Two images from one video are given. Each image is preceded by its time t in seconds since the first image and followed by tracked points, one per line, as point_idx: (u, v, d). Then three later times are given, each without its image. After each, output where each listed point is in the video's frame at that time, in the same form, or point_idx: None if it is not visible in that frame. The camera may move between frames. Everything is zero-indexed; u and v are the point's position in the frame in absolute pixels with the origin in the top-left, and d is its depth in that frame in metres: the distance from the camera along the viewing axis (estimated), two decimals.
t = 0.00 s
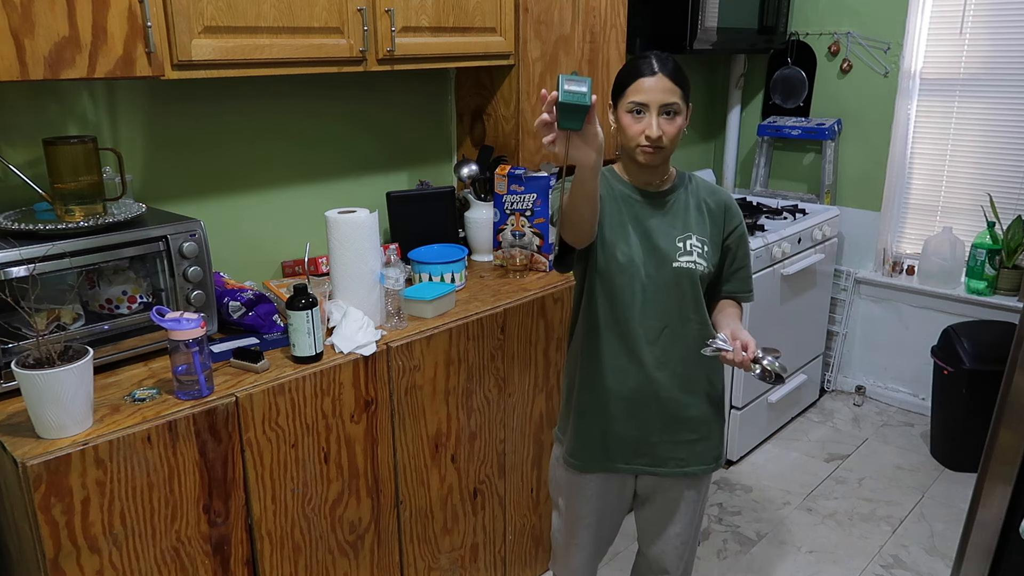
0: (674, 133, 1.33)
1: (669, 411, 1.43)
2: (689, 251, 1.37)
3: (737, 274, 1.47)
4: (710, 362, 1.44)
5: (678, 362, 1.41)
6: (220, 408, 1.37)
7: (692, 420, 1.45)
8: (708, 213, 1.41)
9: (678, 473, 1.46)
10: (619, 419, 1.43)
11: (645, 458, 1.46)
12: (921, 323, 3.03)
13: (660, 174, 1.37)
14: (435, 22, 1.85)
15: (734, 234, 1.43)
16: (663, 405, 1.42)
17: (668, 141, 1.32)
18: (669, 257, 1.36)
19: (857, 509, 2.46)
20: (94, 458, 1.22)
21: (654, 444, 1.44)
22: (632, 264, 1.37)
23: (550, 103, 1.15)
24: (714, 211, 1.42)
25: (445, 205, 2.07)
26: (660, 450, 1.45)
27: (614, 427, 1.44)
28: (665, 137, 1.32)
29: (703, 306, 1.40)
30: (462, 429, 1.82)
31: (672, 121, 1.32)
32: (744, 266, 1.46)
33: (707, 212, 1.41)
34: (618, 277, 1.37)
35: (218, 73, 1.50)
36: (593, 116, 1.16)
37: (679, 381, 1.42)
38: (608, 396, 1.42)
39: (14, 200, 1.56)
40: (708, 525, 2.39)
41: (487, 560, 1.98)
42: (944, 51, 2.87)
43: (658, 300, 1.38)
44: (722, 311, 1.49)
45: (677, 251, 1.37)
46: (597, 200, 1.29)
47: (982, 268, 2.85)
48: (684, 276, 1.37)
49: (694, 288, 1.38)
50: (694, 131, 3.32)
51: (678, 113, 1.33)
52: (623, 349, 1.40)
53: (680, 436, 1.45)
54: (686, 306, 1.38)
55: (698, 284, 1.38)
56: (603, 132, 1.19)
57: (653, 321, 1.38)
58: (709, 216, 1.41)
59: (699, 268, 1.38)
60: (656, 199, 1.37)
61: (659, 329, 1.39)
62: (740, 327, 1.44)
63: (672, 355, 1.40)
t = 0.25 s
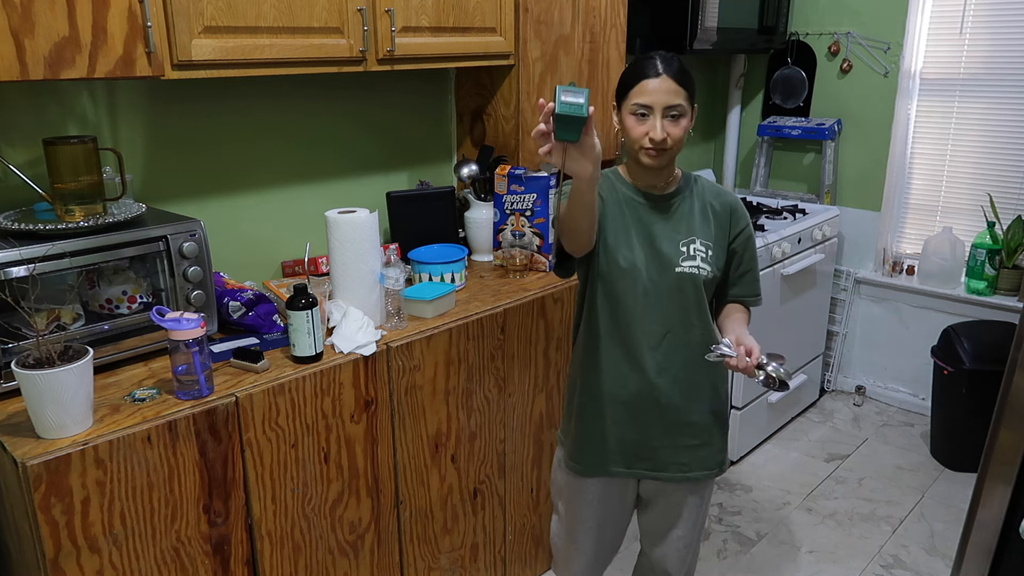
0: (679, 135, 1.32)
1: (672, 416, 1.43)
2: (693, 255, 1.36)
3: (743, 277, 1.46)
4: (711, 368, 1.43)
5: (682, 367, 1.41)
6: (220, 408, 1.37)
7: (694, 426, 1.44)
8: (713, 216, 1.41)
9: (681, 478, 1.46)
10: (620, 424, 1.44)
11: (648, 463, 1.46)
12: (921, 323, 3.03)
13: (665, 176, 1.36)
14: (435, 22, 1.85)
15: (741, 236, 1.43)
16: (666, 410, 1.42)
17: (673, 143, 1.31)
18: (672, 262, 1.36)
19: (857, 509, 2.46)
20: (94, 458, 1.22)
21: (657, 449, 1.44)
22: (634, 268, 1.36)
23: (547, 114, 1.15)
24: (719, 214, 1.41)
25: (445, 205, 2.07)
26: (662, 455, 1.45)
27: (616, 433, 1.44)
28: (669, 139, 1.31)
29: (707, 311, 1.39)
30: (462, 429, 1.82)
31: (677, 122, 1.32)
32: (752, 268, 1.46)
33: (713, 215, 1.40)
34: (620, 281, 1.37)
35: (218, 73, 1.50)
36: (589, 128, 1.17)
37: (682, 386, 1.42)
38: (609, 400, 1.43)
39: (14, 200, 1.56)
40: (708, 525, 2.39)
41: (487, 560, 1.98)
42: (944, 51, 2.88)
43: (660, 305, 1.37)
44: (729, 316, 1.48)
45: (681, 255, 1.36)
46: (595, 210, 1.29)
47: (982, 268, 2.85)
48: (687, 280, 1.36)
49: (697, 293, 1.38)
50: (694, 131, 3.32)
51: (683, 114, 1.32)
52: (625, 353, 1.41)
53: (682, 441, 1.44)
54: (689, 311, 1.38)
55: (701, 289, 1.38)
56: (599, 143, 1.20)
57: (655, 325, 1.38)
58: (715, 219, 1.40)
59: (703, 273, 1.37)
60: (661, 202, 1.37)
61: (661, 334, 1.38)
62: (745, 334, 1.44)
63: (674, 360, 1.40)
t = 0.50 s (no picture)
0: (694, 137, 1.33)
1: (675, 419, 1.44)
2: (696, 259, 1.38)
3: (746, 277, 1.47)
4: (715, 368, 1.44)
5: (687, 371, 1.42)
6: (220, 408, 1.37)
7: (697, 429, 1.45)
8: (718, 218, 1.42)
9: (686, 484, 1.46)
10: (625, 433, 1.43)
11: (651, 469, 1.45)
12: (922, 323, 3.03)
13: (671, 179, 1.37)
14: (435, 22, 1.85)
15: (746, 237, 1.43)
16: (669, 413, 1.43)
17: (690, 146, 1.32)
18: (677, 265, 1.37)
19: (857, 509, 2.46)
20: (94, 458, 1.22)
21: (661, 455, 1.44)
22: (639, 275, 1.36)
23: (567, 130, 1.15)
24: (723, 216, 1.42)
25: (445, 205, 2.07)
26: (667, 461, 1.45)
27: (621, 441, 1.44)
28: (688, 141, 1.32)
29: (710, 313, 1.41)
30: (462, 429, 1.81)
31: (692, 124, 1.33)
32: (758, 268, 1.46)
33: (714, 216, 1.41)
34: (624, 286, 1.37)
35: (218, 73, 1.50)
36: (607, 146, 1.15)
37: (686, 389, 1.43)
38: (613, 409, 1.42)
39: (14, 200, 1.56)
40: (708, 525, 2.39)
41: (487, 560, 1.98)
42: (944, 51, 2.88)
43: (665, 309, 1.38)
44: (734, 317, 1.48)
45: (684, 259, 1.37)
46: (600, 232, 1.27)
47: (982, 268, 2.85)
48: (691, 284, 1.37)
49: (702, 296, 1.39)
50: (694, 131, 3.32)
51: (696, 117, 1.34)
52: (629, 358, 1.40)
53: (686, 446, 1.45)
54: (693, 314, 1.39)
55: (705, 291, 1.39)
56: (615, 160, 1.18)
57: (660, 331, 1.38)
58: (717, 221, 1.41)
59: (706, 275, 1.39)
60: (665, 205, 1.37)
61: (665, 338, 1.39)
62: (746, 337, 1.43)
63: (678, 364, 1.41)
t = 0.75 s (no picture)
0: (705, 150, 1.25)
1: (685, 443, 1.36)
2: (709, 277, 1.30)
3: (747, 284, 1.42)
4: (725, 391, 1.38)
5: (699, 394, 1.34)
6: (220, 408, 1.37)
7: (709, 448, 1.37)
8: (726, 229, 1.35)
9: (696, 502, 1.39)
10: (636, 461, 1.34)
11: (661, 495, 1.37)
12: (922, 323, 3.03)
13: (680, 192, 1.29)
14: (435, 22, 1.85)
15: (754, 245, 1.38)
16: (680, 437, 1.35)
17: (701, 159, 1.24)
18: (689, 286, 1.28)
19: (857, 509, 2.46)
20: (94, 458, 1.22)
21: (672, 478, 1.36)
22: (651, 298, 1.26)
23: (599, 112, 1.14)
24: (732, 226, 1.36)
25: (445, 205, 2.07)
26: (678, 483, 1.37)
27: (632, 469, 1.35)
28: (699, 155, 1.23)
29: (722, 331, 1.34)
30: (462, 428, 1.81)
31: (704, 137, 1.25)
32: (765, 275, 1.42)
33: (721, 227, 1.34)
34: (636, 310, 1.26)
35: (218, 73, 1.51)
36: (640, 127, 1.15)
37: (698, 411, 1.35)
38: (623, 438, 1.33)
39: (14, 200, 1.56)
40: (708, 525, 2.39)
41: (487, 560, 1.98)
42: (944, 51, 2.88)
43: (679, 333, 1.29)
44: (744, 329, 1.46)
45: (697, 278, 1.29)
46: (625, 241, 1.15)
47: (982, 268, 2.85)
48: (705, 304, 1.29)
49: (714, 315, 1.32)
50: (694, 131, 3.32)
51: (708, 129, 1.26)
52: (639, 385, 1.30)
53: (697, 467, 1.37)
54: (707, 334, 1.31)
55: (718, 309, 1.32)
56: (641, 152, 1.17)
57: (675, 355, 1.29)
58: (724, 232, 1.34)
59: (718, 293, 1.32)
60: (673, 220, 1.29)
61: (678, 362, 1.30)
62: (763, 356, 1.41)
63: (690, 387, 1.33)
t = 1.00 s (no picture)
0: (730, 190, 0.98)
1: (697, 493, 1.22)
2: (727, 315, 1.13)
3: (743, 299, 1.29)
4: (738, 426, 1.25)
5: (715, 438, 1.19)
6: (220, 408, 1.37)
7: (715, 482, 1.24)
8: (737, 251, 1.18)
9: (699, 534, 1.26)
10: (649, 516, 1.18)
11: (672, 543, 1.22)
12: (922, 323, 3.03)
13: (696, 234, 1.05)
14: (435, 22, 1.85)
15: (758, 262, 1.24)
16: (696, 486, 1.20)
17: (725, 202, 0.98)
18: (710, 329, 1.11)
19: (857, 509, 2.46)
20: (94, 459, 1.22)
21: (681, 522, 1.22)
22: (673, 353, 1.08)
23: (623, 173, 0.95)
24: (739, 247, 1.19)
25: (445, 205, 2.07)
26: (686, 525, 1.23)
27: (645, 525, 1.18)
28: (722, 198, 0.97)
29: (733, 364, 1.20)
30: (462, 428, 1.81)
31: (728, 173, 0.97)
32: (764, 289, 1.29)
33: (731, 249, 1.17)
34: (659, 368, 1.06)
35: (219, 73, 1.50)
36: (671, 194, 0.95)
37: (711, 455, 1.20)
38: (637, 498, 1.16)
39: (14, 200, 1.56)
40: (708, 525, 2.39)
41: (487, 560, 1.98)
42: (944, 51, 2.88)
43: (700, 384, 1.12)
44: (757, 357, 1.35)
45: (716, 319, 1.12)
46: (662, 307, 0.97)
47: (982, 268, 2.85)
48: (723, 346, 1.14)
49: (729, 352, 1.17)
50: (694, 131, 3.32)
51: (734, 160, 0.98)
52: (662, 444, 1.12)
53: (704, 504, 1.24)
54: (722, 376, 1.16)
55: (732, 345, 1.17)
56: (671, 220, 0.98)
57: (696, 410, 1.13)
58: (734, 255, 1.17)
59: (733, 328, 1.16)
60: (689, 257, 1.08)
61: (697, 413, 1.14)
62: (787, 382, 1.33)
63: (707, 433, 1.18)
